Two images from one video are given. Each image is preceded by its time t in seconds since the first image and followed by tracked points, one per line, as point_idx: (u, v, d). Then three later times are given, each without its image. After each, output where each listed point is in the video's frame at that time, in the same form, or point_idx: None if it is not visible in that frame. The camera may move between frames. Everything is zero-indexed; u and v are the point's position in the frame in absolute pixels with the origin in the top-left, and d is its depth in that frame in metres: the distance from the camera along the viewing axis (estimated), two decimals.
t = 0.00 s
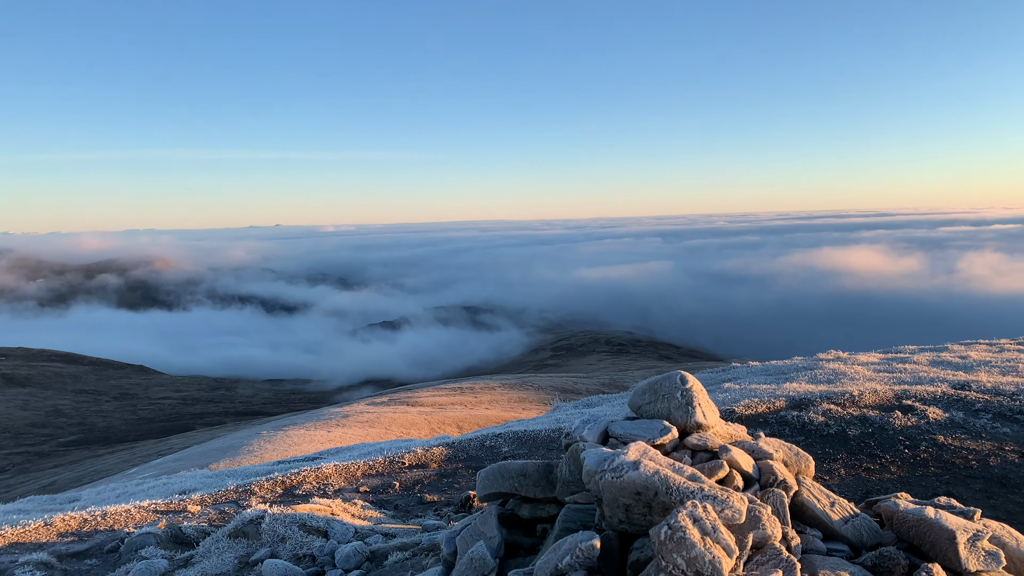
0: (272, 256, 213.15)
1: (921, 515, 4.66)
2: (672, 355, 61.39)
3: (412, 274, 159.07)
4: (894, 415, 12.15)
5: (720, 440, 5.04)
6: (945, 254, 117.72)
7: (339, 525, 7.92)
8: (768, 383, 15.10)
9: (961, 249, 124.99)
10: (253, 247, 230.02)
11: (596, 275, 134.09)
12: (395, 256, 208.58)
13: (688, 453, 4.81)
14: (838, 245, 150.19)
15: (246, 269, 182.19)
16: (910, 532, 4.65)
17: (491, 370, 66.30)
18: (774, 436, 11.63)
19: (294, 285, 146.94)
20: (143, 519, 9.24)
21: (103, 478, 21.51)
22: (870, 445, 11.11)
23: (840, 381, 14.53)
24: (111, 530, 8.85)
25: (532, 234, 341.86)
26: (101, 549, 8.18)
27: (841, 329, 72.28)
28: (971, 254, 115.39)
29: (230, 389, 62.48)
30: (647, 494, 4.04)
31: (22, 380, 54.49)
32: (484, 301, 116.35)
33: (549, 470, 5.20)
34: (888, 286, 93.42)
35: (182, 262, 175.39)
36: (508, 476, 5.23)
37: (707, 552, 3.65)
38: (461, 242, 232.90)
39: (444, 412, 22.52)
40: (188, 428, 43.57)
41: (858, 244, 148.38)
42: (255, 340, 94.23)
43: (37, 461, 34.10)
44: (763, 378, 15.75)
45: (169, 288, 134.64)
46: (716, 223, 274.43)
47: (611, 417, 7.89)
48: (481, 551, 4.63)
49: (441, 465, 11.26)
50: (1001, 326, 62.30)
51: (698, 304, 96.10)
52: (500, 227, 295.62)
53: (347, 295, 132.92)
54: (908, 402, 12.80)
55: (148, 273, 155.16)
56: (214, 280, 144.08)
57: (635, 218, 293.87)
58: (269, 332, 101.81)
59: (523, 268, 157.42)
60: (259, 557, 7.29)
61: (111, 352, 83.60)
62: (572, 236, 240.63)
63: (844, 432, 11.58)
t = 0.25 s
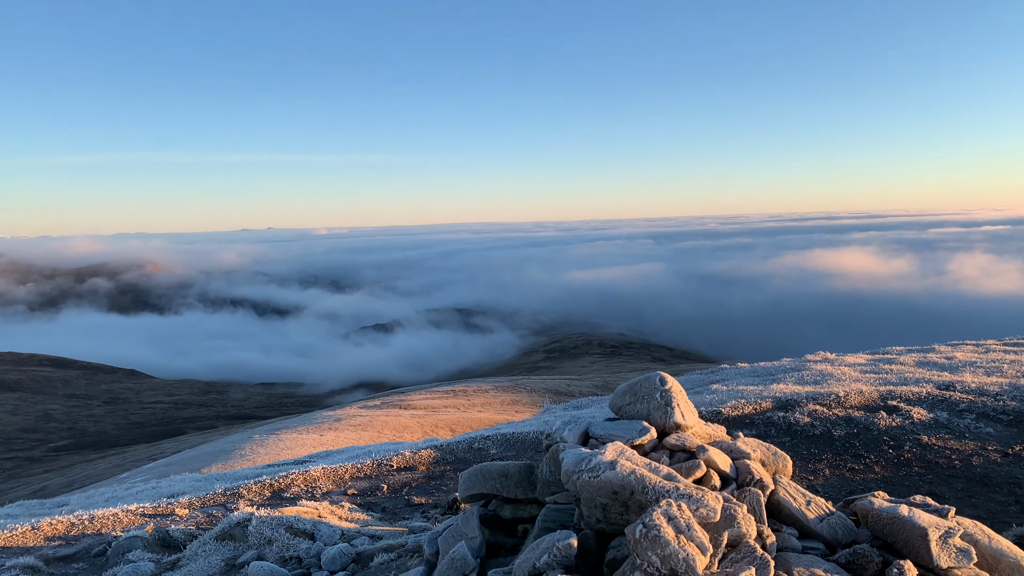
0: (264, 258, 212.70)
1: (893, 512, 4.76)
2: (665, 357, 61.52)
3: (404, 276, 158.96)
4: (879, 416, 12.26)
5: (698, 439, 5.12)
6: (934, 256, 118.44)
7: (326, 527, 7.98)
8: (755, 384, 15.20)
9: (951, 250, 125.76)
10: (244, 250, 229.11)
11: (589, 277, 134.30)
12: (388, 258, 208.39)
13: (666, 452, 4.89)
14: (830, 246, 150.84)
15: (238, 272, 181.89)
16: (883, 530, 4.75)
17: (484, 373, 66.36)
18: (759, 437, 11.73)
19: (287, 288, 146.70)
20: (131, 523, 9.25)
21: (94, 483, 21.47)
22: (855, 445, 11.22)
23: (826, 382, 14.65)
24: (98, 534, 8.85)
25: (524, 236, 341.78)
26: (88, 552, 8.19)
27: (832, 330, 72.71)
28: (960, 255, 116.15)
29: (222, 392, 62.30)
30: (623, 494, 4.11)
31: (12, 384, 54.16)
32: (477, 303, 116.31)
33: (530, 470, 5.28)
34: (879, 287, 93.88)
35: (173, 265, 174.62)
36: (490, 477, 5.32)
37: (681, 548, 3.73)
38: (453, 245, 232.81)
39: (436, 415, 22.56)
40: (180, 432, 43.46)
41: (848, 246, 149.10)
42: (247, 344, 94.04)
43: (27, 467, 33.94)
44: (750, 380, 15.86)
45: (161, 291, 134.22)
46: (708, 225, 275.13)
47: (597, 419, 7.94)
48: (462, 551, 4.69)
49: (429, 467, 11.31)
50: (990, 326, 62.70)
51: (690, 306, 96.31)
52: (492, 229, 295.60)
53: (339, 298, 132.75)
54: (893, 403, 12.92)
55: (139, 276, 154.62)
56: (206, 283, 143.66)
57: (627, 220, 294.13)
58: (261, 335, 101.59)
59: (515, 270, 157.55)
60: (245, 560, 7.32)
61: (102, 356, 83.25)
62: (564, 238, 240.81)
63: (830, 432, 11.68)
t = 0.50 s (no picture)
0: (262, 258, 212.48)
1: (871, 506, 4.82)
2: (663, 356, 61.55)
3: (402, 276, 158.99)
4: (869, 413, 12.32)
5: (679, 435, 5.19)
6: (932, 255, 118.66)
7: (316, 524, 8.02)
8: (747, 382, 15.27)
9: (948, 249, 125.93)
10: (242, 250, 228.79)
11: (587, 277, 134.44)
12: (387, 258, 208.35)
13: (647, 448, 4.95)
14: (827, 246, 150.94)
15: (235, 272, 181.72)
16: (861, 523, 4.81)
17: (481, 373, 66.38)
18: (751, 435, 11.78)
19: (285, 288, 146.70)
20: (122, 521, 9.28)
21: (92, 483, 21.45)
22: (845, 443, 11.26)
23: (818, 380, 14.72)
24: (89, 532, 8.88)
25: (522, 235, 341.78)
26: (79, 550, 8.23)
27: (829, 329, 72.89)
28: (958, 254, 116.29)
29: (220, 393, 62.28)
30: (602, 487, 4.17)
31: (9, 386, 54.13)
32: (475, 303, 116.33)
33: (514, 467, 5.34)
34: (876, 286, 94.06)
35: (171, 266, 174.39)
36: (474, 473, 5.38)
37: (656, 541, 3.79)
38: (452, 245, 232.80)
39: (434, 415, 22.59)
40: (178, 433, 43.42)
41: (846, 245, 149.26)
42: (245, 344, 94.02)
43: (24, 468, 33.94)
44: (741, 378, 15.93)
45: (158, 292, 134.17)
46: (706, 225, 275.41)
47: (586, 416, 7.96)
48: (444, 546, 4.73)
49: (421, 465, 11.36)
50: (987, 325, 62.85)
51: (687, 305, 96.37)
52: (490, 229, 295.69)
53: (337, 299, 132.74)
54: (883, 400, 12.99)
55: (137, 277, 154.55)
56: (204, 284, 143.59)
57: (625, 220, 294.08)
58: (259, 336, 101.59)
59: (513, 270, 157.62)
60: (234, 557, 7.37)
61: (100, 356, 83.18)
62: (563, 238, 240.93)
63: (820, 430, 11.73)
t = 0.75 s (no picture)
0: (258, 257, 212.11)
1: (838, 497, 4.91)
2: (660, 355, 61.67)
3: (399, 276, 158.97)
4: (854, 409, 12.41)
5: (651, 428, 5.29)
6: (927, 254, 118.97)
7: (300, 520, 8.09)
8: (735, 379, 15.37)
9: (944, 248, 126.28)
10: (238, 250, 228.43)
11: (584, 276, 134.52)
12: (383, 257, 208.32)
13: (619, 440, 5.03)
14: (823, 244, 151.24)
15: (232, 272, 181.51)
16: (828, 513, 4.89)
17: (478, 372, 66.42)
18: (736, 431, 11.86)
19: (281, 288, 146.58)
20: (110, 518, 9.33)
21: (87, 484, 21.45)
22: (829, 439, 11.35)
23: (805, 377, 14.83)
24: (77, 529, 8.94)
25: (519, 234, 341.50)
26: (66, 546, 8.29)
27: (824, 328, 73.24)
28: (953, 253, 116.62)
29: (216, 393, 62.25)
30: (569, 478, 4.25)
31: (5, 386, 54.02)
32: (471, 303, 116.37)
33: (488, 460, 5.42)
34: (871, 284, 94.28)
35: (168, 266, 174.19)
36: (450, 466, 5.45)
37: (621, 530, 3.87)
38: (448, 244, 232.76)
39: (430, 414, 22.63)
40: (174, 433, 43.39)
41: (842, 244, 149.58)
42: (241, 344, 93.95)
43: (20, 468, 33.92)
44: (730, 375, 16.04)
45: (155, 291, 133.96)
46: (702, 225, 275.81)
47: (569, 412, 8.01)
48: (418, 537, 4.80)
49: (408, 462, 11.42)
50: (981, 323, 63.09)
51: (683, 304, 96.49)
52: (487, 228, 295.80)
53: (334, 298, 132.66)
54: (868, 397, 13.09)
55: (133, 277, 154.29)
56: (200, 284, 143.39)
57: (622, 219, 294.00)
58: (256, 336, 101.54)
59: (510, 269, 157.71)
60: (218, 552, 7.42)
61: (96, 356, 83.04)
62: (559, 237, 241.04)
63: (804, 426, 11.83)
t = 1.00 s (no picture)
0: (241, 254, 210.75)
1: (789, 481, 5.03)
2: (644, 350, 61.92)
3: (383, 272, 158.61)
4: (823, 400, 12.60)
5: (609, 415, 5.40)
6: (907, 248, 120.11)
7: (271, 511, 8.13)
8: (709, 371, 15.56)
9: (924, 242, 127.54)
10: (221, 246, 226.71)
11: (569, 271, 134.69)
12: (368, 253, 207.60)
13: (576, 427, 5.14)
14: (805, 239, 152.32)
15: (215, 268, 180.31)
16: (780, 498, 5.01)
17: (462, 368, 66.46)
18: (708, 422, 12.00)
19: (265, 284, 145.76)
20: (82, 511, 9.34)
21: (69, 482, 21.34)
22: (798, 428, 11.53)
23: (778, 368, 15.04)
24: (48, 523, 8.94)
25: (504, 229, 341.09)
26: (37, 540, 8.28)
27: (806, 321, 73.93)
28: (933, 247, 117.84)
29: (200, 390, 61.94)
30: (523, 463, 4.34)
31: None
32: (456, 299, 116.30)
33: (450, 448, 5.51)
34: (853, 278, 95.04)
35: (150, 263, 172.80)
36: (412, 454, 5.53)
37: (570, 513, 3.97)
38: (433, 240, 232.34)
39: (415, 410, 22.67)
40: (157, 431, 43.12)
41: (824, 238, 150.70)
42: (225, 340, 93.45)
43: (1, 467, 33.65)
44: (705, 367, 16.23)
45: (136, 288, 132.83)
46: (686, 220, 276.91)
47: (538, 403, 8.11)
48: (379, 524, 4.87)
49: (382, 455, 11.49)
50: (959, 317, 63.83)
51: (668, 299, 96.85)
52: (472, 224, 295.56)
53: (318, 295, 132.16)
54: (839, 387, 13.29)
55: (115, 274, 152.99)
56: (183, 281, 142.45)
57: (606, 214, 294.31)
58: (239, 332, 100.99)
59: (495, 265, 157.66)
60: (188, 543, 7.46)
61: (77, 354, 82.30)
62: (544, 232, 241.22)
63: (775, 417, 11.99)
